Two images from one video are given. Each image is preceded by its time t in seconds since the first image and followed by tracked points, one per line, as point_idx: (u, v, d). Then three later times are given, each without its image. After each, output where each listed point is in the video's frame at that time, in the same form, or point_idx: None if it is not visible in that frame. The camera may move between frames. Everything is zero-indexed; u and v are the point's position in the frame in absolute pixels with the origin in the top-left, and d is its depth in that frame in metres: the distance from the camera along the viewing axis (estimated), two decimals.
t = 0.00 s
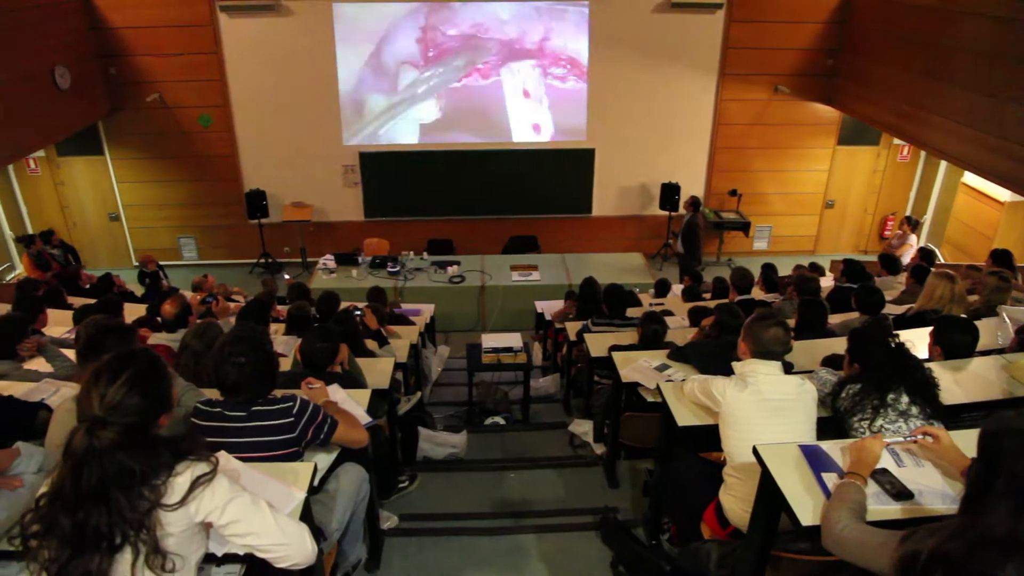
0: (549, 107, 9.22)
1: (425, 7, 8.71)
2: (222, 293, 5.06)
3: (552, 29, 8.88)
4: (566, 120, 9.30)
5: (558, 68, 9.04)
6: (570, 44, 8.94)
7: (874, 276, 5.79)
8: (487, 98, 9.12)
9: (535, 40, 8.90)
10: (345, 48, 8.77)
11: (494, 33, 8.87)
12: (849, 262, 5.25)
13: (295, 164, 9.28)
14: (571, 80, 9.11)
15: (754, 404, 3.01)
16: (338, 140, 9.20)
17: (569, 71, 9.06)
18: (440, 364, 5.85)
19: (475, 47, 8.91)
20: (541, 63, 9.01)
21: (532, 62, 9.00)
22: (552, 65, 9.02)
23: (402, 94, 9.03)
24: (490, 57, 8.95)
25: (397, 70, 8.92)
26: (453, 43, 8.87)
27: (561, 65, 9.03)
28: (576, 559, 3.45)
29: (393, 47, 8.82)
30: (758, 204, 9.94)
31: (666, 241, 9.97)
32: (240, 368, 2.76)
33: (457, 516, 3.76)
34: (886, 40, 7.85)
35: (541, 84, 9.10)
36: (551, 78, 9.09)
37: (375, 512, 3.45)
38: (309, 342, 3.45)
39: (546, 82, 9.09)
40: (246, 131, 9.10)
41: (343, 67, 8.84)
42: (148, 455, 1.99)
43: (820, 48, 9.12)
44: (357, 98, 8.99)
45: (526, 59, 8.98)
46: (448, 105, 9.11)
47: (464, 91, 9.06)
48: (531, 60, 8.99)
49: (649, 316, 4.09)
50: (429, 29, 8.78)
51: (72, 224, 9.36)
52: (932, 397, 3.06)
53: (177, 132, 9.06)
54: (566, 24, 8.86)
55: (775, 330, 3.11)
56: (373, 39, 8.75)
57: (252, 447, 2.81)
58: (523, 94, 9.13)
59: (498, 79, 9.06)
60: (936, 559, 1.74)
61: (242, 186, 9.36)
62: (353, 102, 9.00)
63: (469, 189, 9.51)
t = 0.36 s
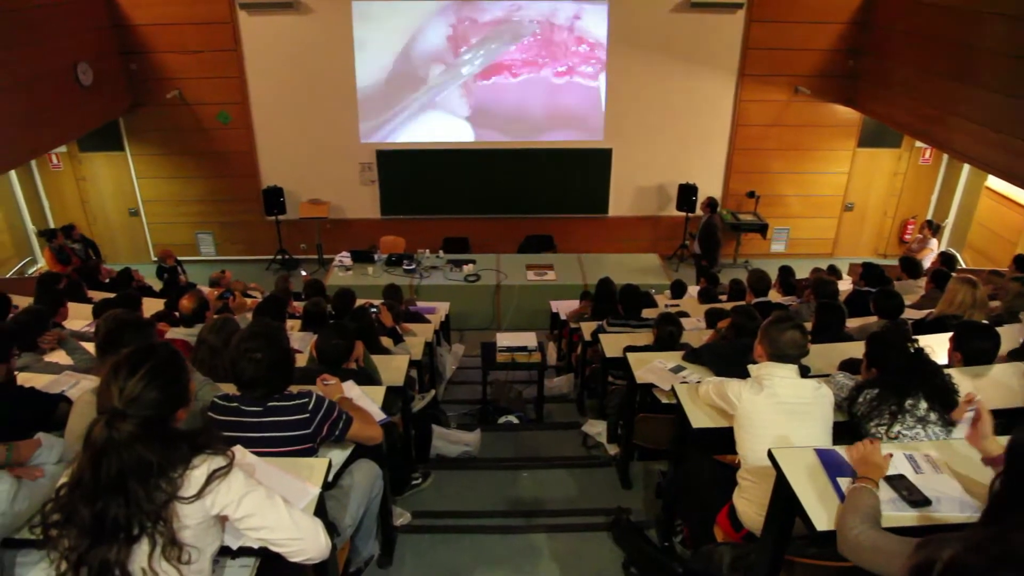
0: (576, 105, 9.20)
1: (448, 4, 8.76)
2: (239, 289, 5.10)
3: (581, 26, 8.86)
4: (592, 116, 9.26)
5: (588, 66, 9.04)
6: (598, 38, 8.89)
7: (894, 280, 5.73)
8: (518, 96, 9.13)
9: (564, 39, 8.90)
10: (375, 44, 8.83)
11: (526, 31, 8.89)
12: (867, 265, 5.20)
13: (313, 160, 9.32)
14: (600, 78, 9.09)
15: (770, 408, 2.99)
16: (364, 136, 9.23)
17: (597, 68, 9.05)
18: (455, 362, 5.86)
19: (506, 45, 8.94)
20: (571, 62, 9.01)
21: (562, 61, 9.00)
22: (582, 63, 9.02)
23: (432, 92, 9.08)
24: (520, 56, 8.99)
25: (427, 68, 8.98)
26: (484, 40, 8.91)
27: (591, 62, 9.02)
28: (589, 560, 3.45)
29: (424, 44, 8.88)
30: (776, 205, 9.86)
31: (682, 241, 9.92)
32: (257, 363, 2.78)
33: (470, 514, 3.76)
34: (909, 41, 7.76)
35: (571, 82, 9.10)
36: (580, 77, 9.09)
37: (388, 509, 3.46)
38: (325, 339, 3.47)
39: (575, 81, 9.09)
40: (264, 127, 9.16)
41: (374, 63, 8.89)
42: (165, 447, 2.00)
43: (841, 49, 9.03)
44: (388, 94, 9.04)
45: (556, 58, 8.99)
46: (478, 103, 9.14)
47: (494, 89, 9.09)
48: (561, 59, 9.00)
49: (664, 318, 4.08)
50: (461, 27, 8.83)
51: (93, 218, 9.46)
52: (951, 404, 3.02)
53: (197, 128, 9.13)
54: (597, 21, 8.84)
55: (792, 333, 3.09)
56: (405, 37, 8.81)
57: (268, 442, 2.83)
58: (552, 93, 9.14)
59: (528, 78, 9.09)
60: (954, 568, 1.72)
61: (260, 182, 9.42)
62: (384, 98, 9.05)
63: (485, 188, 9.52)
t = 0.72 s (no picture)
0: (585, 88, 9.10)
1: None
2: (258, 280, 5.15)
3: (588, 3, 8.76)
4: (610, 107, 9.19)
5: (595, 47, 8.92)
6: (607, 20, 8.80)
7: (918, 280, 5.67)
8: (525, 78, 9.06)
9: (570, 19, 8.80)
10: (387, 23, 8.79)
11: (531, 11, 8.78)
12: (889, 265, 5.15)
13: (332, 152, 9.37)
14: (607, 60, 8.99)
15: (789, 407, 2.97)
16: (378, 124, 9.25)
17: (605, 50, 8.94)
18: (472, 356, 5.88)
19: (513, 25, 8.83)
20: (577, 42, 8.90)
21: (567, 40, 8.91)
22: (589, 43, 8.90)
23: (446, 72, 9.03)
24: (526, 35, 8.87)
25: (433, 49, 8.91)
26: (491, 21, 8.81)
27: (598, 44, 8.91)
28: (603, 556, 3.44)
29: (436, 23, 8.81)
30: (798, 202, 9.76)
31: (702, 238, 9.85)
32: (276, 353, 2.80)
33: (485, 507, 3.78)
34: (937, 36, 7.65)
35: (577, 63, 8.99)
36: (587, 57, 8.98)
37: (404, 500, 3.48)
38: (343, 331, 3.49)
39: (582, 61, 8.99)
40: (284, 119, 9.22)
41: (380, 44, 8.85)
42: (186, 435, 2.03)
43: (866, 44, 8.92)
44: (395, 77, 9.01)
45: (561, 37, 8.90)
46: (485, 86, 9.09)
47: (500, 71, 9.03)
48: (567, 39, 8.90)
49: (683, 314, 4.06)
50: (467, 8, 8.75)
51: (116, 208, 9.58)
52: (973, 406, 2.98)
53: (218, 118, 9.20)
54: None
55: (812, 332, 3.06)
56: (410, 17, 8.75)
57: (286, 432, 2.85)
58: (560, 77, 9.06)
59: (534, 59, 9.00)
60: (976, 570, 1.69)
61: (280, 173, 9.49)
62: (391, 80, 9.02)
63: (503, 181, 9.52)
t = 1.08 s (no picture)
0: (612, 94, 9.10)
1: None
2: (281, 273, 5.19)
3: (614, 14, 8.76)
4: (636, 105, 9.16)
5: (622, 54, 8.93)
6: (633, 27, 8.80)
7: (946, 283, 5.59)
8: (552, 83, 9.06)
9: (599, 28, 8.80)
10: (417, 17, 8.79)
11: (559, 17, 8.80)
12: (916, 267, 5.08)
13: (355, 147, 9.43)
14: (634, 67, 8.99)
15: (810, 408, 2.94)
16: (400, 126, 9.31)
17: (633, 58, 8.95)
18: (491, 352, 5.89)
19: (541, 31, 8.86)
20: (605, 49, 8.90)
21: (596, 49, 8.91)
22: (616, 51, 8.92)
23: (477, 66, 9.02)
24: (554, 43, 8.91)
25: (455, 51, 8.94)
26: (518, 28, 8.85)
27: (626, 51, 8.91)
28: (620, 555, 3.44)
29: (467, 16, 8.81)
30: (823, 202, 9.66)
31: (724, 237, 9.78)
32: (297, 346, 2.82)
33: (504, 503, 3.78)
34: (968, 35, 7.53)
35: (605, 71, 9.00)
36: (614, 64, 8.98)
37: (422, 495, 3.49)
38: (364, 325, 3.50)
39: (610, 70, 8.99)
40: (308, 114, 9.27)
41: (405, 46, 8.91)
42: (209, 426, 2.04)
43: (895, 43, 8.80)
44: (422, 83, 9.09)
45: (589, 45, 8.89)
46: (512, 90, 9.11)
47: (528, 75, 9.04)
48: (595, 46, 8.89)
49: (704, 313, 4.04)
50: (495, 14, 8.79)
51: (141, 200, 9.70)
52: (1000, 411, 2.93)
53: (243, 113, 9.27)
54: (633, 9, 8.74)
55: (836, 333, 3.04)
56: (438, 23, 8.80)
57: (306, 424, 2.87)
58: (587, 82, 9.04)
59: (561, 65, 9.01)
60: None
61: (304, 168, 9.55)
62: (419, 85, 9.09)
63: (525, 178, 9.52)
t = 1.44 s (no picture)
0: (639, 85, 9.04)
1: None
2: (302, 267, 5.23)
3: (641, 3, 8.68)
4: (658, 101, 9.11)
5: (651, 42, 8.85)
6: (661, 16, 8.71)
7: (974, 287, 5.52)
8: (579, 70, 9.03)
9: (627, 15, 8.72)
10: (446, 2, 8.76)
11: (586, 4, 8.74)
12: (942, 269, 5.02)
13: (376, 142, 9.48)
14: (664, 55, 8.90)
15: (831, 411, 2.91)
16: (422, 120, 9.34)
17: (662, 45, 8.86)
18: (510, 348, 5.89)
19: (569, 18, 8.82)
20: (633, 37, 8.83)
21: (624, 36, 8.84)
22: (645, 38, 8.82)
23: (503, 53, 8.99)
24: (581, 29, 8.86)
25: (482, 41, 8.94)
26: (546, 15, 8.81)
27: (654, 39, 8.82)
28: (637, 553, 3.43)
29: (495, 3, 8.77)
30: (846, 203, 9.55)
31: (745, 237, 9.70)
32: (317, 339, 2.84)
33: (521, 500, 3.79)
34: (999, 34, 7.40)
35: (634, 59, 8.93)
36: (644, 52, 8.90)
37: (439, 491, 3.51)
38: (384, 320, 3.52)
39: (639, 58, 8.92)
40: (331, 108, 9.33)
41: (433, 34, 8.90)
42: (229, 417, 2.05)
43: (924, 41, 8.67)
44: (448, 72, 9.08)
45: (618, 33, 8.83)
46: (540, 77, 9.08)
47: (556, 63, 9.03)
48: (623, 34, 8.83)
49: (725, 313, 4.02)
50: None
51: (165, 193, 9.81)
52: None
53: (267, 107, 9.34)
54: None
55: (858, 335, 3.00)
56: (465, 7, 8.78)
57: (325, 416, 2.89)
58: (615, 70, 9.00)
59: (589, 52, 8.97)
60: None
61: (326, 162, 9.62)
62: (446, 70, 9.08)
63: (545, 175, 9.51)
